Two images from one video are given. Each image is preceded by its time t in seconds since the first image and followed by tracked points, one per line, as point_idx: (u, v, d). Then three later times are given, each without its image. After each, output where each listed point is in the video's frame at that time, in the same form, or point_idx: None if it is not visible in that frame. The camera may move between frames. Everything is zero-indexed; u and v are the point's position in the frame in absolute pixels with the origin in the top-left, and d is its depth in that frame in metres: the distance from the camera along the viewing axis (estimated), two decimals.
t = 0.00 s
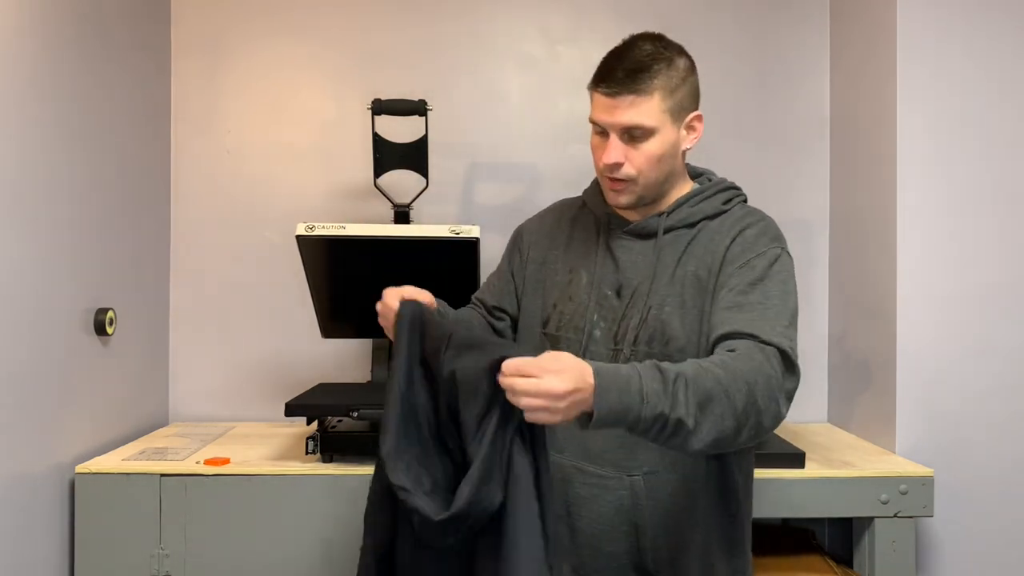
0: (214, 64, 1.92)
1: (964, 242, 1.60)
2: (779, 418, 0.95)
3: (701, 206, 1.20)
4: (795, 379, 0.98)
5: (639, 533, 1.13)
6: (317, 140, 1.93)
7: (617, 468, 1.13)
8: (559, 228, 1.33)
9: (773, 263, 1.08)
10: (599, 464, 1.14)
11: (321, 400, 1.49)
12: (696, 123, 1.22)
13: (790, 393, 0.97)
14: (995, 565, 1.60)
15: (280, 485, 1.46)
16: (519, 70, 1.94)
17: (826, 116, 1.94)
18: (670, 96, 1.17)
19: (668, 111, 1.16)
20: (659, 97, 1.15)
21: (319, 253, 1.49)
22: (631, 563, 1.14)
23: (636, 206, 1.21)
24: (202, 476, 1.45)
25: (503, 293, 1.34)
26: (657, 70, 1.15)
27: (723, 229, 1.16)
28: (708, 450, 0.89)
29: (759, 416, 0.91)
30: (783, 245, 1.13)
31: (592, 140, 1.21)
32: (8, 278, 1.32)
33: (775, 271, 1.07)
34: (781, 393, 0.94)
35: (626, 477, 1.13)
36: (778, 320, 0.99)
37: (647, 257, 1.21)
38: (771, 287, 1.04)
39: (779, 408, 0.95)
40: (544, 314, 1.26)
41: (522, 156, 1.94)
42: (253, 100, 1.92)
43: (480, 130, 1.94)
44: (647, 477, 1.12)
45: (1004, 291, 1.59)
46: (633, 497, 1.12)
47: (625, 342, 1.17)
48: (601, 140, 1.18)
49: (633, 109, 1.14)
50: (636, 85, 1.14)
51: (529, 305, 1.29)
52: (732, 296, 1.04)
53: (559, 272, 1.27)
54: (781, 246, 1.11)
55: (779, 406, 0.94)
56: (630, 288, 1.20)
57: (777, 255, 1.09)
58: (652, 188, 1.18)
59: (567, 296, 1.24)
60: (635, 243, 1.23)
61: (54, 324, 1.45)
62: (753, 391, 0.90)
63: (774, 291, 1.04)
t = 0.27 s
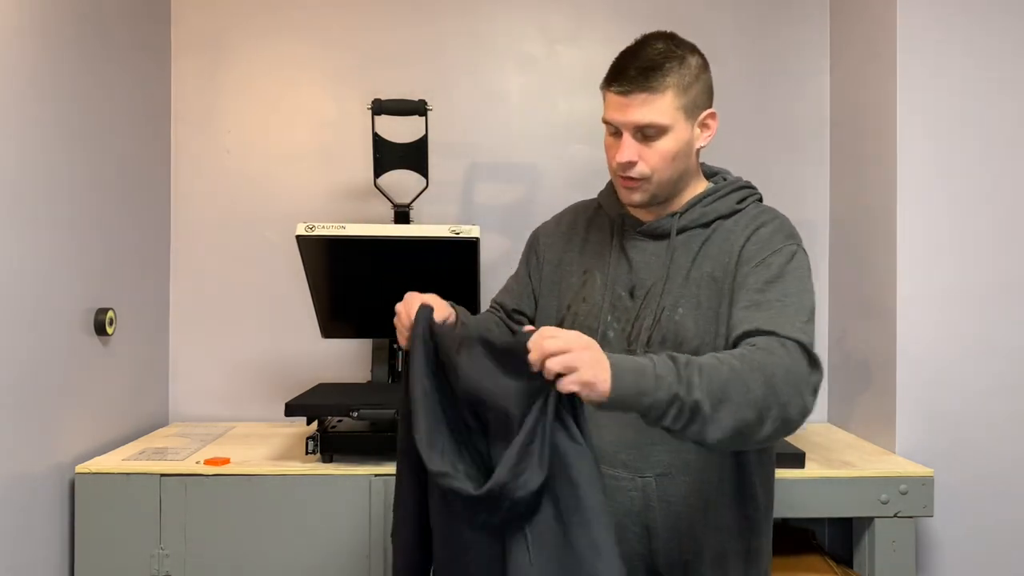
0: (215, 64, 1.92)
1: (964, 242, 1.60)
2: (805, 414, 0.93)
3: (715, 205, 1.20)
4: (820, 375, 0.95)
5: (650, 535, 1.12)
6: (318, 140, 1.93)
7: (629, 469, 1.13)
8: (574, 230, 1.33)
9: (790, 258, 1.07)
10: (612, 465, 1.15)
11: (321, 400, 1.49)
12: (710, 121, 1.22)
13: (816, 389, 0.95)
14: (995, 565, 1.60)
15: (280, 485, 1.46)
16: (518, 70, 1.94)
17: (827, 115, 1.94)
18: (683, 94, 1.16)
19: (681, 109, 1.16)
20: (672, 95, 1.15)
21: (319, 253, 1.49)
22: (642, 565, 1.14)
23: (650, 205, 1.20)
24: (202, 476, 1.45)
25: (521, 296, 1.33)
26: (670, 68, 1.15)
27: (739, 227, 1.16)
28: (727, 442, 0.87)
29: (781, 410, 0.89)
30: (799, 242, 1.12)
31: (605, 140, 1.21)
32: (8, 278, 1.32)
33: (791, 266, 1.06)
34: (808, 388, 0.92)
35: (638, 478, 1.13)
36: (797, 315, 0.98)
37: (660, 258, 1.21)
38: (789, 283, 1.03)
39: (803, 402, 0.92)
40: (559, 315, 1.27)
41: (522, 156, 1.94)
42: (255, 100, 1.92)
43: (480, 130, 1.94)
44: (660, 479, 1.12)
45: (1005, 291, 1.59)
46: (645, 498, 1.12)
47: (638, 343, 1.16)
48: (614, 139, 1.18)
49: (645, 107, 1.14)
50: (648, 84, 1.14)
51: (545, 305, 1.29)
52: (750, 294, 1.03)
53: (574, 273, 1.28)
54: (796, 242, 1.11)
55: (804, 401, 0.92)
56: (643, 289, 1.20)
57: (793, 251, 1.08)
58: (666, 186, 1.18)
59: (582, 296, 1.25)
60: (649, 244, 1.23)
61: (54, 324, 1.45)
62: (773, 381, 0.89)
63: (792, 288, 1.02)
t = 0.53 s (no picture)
0: (215, 64, 1.92)
1: (965, 241, 1.60)
2: (840, 409, 0.92)
3: (727, 206, 1.20)
4: (846, 368, 0.95)
5: (656, 536, 1.13)
6: (318, 140, 1.93)
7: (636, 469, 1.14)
8: (585, 228, 1.33)
9: (807, 258, 1.07)
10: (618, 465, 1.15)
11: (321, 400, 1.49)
12: (721, 121, 1.21)
13: (846, 384, 0.94)
14: (995, 565, 1.60)
15: (280, 485, 1.46)
16: (518, 70, 1.94)
17: (827, 115, 1.94)
18: (691, 95, 1.16)
19: (689, 111, 1.16)
20: (680, 97, 1.15)
21: (318, 253, 1.49)
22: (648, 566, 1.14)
23: (660, 207, 1.21)
24: (201, 476, 1.45)
25: (533, 292, 1.34)
26: (677, 70, 1.15)
27: (753, 229, 1.16)
28: (770, 442, 0.87)
29: (816, 404, 0.88)
30: (813, 242, 1.12)
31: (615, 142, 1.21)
32: (8, 279, 1.32)
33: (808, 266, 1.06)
34: (838, 381, 0.91)
35: (645, 478, 1.13)
36: (819, 311, 0.98)
37: (671, 258, 1.21)
38: (806, 284, 1.03)
39: (837, 397, 0.91)
40: (569, 313, 1.27)
41: (522, 157, 1.94)
42: (255, 100, 1.93)
43: (480, 130, 1.94)
44: (666, 480, 1.13)
45: (1005, 291, 1.59)
46: (652, 499, 1.13)
47: (648, 344, 1.17)
48: (623, 141, 1.19)
49: (653, 111, 1.14)
50: (656, 87, 1.14)
51: (556, 303, 1.29)
52: (769, 293, 1.03)
53: (585, 272, 1.29)
54: (811, 242, 1.11)
55: (836, 393, 0.91)
56: (654, 289, 1.20)
57: (808, 251, 1.08)
58: (675, 188, 1.18)
59: (593, 295, 1.25)
60: (660, 243, 1.23)
61: (54, 324, 1.45)
62: (805, 373, 0.88)
63: (811, 286, 1.02)
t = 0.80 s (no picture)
0: (215, 64, 1.92)
1: (965, 241, 1.60)
2: (824, 408, 0.92)
3: (736, 208, 1.20)
4: (838, 372, 0.95)
5: (654, 534, 1.13)
6: (318, 140, 1.93)
7: (636, 467, 1.14)
8: (592, 226, 1.34)
9: (812, 261, 1.07)
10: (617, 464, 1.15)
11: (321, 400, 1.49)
12: (732, 124, 1.22)
13: (834, 385, 0.94)
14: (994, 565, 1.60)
15: (280, 485, 1.46)
16: (518, 70, 1.94)
17: (827, 115, 1.94)
18: (704, 96, 1.17)
19: (702, 112, 1.16)
20: (693, 97, 1.15)
21: (318, 253, 1.49)
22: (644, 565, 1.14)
23: (668, 206, 1.21)
24: (202, 476, 1.45)
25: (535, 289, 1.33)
26: (691, 71, 1.16)
27: (760, 232, 1.16)
28: (751, 417, 0.87)
29: (806, 393, 0.88)
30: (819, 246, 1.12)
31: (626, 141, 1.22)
32: (9, 279, 1.32)
33: (812, 268, 1.06)
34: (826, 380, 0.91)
35: (645, 477, 1.13)
36: (818, 312, 0.98)
37: (678, 258, 1.21)
38: (809, 284, 1.02)
39: (822, 397, 0.91)
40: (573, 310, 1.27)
41: (522, 157, 1.94)
42: (255, 100, 1.93)
43: (479, 130, 1.94)
44: (666, 479, 1.12)
45: (1005, 291, 1.59)
46: (651, 497, 1.13)
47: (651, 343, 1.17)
48: (634, 139, 1.19)
49: (666, 109, 1.15)
50: (669, 86, 1.15)
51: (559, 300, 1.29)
52: (771, 289, 1.02)
53: (590, 269, 1.28)
54: (817, 247, 1.11)
55: (825, 392, 0.91)
56: (660, 289, 1.21)
57: (814, 254, 1.08)
58: (684, 187, 1.18)
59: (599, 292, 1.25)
60: (667, 243, 1.23)
61: (54, 324, 1.45)
62: (800, 361, 0.88)
63: (814, 287, 1.02)
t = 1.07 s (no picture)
0: (215, 64, 1.92)
1: (965, 240, 1.60)
2: (793, 398, 0.90)
3: (738, 209, 1.19)
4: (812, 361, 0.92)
5: (647, 531, 1.14)
6: (318, 140, 1.93)
7: (629, 464, 1.14)
8: (598, 223, 1.35)
9: (801, 256, 1.05)
10: (611, 458, 1.16)
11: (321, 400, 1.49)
12: (739, 125, 1.22)
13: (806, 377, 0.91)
14: (994, 565, 1.60)
15: (279, 484, 1.46)
16: (518, 70, 1.94)
17: (827, 115, 1.94)
18: (711, 97, 1.17)
19: (708, 112, 1.16)
20: (700, 96, 1.16)
21: (318, 253, 1.48)
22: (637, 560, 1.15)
23: (670, 206, 1.21)
24: (202, 476, 1.45)
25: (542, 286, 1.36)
26: (699, 71, 1.16)
27: (756, 230, 1.15)
28: (709, 408, 0.85)
29: (770, 382, 0.86)
30: (814, 245, 1.09)
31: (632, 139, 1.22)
32: (9, 279, 1.32)
33: (799, 262, 1.03)
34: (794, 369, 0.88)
35: (637, 473, 1.14)
36: (795, 304, 0.95)
37: (678, 257, 1.21)
38: (792, 278, 1.00)
39: (790, 386, 0.88)
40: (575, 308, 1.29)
41: (522, 157, 1.94)
42: (255, 100, 1.93)
43: (480, 130, 1.94)
44: (659, 476, 1.13)
45: (1005, 290, 1.59)
46: (643, 493, 1.13)
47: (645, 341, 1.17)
48: (640, 137, 1.20)
49: (671, 109, 1.15)
50: (677, 86, 1.15)
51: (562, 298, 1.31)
52: (751, 283, 1.01)
53: (594, 266, 1.30)
54: (810, 244, 1.08)
55: (789, 381, 0.88)
56: (659, 288, 1.21)
57: (805, 251, 1.06)
58: (687, 187, 1.18)
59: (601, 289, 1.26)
60: (668, 242, 1.23)
61: (54, 324, 1.45)
62: (761, 348, 0.85)
63: (796, 281, 0.99)
